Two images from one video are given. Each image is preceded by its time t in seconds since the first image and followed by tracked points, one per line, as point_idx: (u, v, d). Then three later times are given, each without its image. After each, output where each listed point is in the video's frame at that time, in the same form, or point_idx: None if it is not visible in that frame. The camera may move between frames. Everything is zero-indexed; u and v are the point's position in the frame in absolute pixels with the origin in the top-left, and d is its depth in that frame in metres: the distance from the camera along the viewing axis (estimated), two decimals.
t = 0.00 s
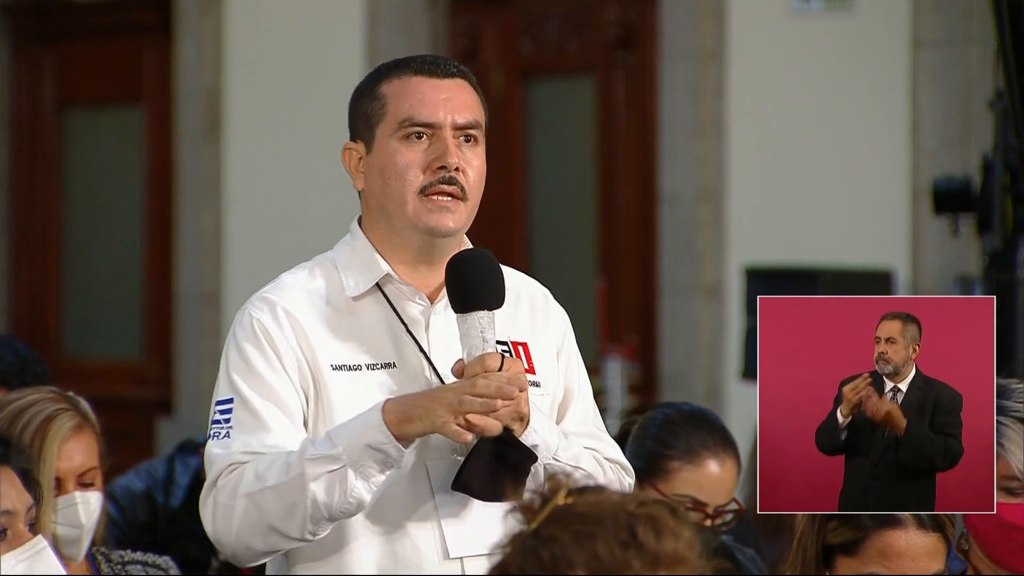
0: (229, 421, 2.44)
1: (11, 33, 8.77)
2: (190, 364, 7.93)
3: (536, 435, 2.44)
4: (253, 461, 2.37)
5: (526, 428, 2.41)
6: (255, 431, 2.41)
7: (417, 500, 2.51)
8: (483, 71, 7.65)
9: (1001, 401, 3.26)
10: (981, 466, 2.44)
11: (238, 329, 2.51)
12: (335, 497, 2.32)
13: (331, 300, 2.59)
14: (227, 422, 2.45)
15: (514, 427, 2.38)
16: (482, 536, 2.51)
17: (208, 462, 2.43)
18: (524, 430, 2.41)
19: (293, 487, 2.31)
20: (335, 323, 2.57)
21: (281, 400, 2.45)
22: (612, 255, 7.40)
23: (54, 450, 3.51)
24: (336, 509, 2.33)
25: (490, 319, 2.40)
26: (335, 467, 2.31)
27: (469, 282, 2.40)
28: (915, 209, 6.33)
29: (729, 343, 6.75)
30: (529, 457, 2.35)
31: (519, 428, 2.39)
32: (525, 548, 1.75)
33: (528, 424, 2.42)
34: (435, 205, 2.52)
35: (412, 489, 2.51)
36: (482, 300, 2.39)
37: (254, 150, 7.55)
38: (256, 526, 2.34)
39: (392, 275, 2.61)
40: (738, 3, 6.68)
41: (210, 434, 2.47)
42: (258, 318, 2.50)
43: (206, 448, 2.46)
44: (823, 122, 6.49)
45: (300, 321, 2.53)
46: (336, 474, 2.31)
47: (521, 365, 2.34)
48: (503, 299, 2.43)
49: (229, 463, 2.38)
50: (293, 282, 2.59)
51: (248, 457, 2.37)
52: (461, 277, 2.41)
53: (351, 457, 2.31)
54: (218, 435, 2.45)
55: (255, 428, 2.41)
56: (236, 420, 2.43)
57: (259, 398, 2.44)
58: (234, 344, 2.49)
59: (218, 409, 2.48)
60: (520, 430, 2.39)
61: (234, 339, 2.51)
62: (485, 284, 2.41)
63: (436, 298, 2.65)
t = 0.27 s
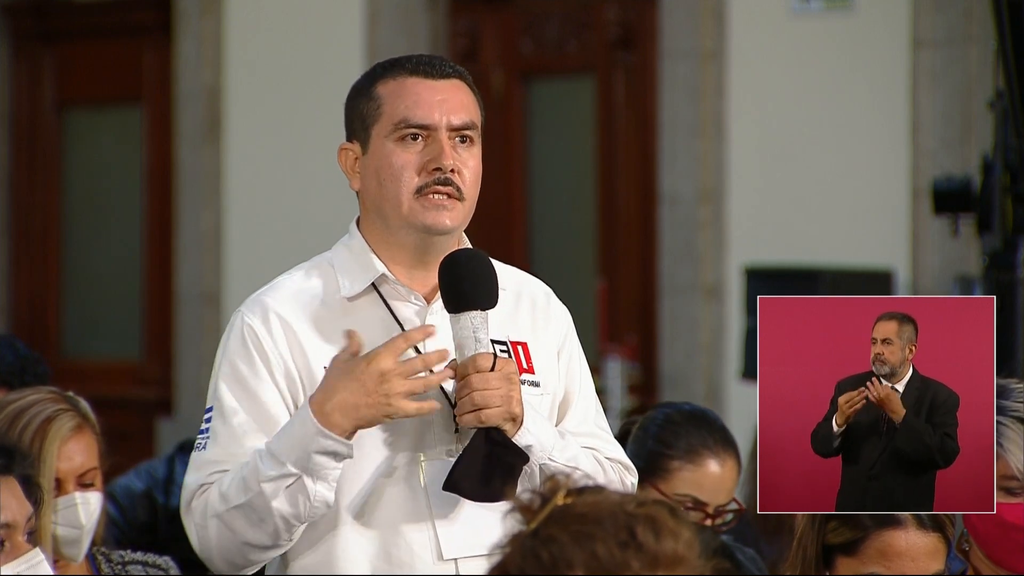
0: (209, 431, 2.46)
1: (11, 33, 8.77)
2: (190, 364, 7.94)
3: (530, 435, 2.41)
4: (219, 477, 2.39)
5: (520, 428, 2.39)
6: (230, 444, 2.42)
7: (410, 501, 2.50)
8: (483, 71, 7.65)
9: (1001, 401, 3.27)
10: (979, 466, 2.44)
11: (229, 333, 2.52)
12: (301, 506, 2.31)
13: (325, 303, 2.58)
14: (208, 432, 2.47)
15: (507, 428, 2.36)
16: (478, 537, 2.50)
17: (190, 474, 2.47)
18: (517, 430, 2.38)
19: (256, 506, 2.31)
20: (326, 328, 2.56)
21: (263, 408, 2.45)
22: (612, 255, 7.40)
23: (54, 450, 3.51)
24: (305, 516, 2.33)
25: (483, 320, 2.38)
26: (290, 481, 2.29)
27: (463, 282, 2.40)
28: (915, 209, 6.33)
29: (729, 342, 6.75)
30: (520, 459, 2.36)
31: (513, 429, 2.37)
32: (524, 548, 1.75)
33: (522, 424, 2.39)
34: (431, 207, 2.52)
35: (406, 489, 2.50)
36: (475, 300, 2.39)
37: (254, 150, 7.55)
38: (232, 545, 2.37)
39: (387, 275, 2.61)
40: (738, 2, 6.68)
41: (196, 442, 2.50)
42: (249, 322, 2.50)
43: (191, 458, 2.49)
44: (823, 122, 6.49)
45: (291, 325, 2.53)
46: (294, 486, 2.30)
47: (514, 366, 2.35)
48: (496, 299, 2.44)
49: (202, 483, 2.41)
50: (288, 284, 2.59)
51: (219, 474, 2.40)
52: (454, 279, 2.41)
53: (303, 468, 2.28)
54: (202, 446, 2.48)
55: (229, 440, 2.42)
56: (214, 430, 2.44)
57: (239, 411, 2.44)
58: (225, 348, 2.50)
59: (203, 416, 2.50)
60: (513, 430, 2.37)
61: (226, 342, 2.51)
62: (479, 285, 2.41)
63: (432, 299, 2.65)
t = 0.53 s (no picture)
0: (193, 436, 2.49)
1: (11, 33, 8.78)
2: (190, 364, 7.93)
3: (524, 437, 2.42)
4: (208, 493, 2.42)
5: (513, 428, 2.39)
6: (212, 453, 2.45)
7: (405, 502, 2.49)
8: (483, 71, 7.65)
9: (1000, 401, 3.27)
10: (978, 465, 2.44)
11: (226, 335, 2.53)
12: (295, 555, 2.41)
13: (321, 307, 2.57)
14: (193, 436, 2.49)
15: (500, 428, 2.36)
16: (472, 540, 2.50)
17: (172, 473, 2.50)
18: (510, 431, 2.38)
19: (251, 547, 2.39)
20: (319, 332, 2.55)
21: (248, 417, 2.46)
22: (612, 255, 7.40)
23: (54, 451, 3.51)
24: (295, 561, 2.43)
25: (477, 319, 2.39)
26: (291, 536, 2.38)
27: (453, 284, 2.39)
28: (915, 209, 6.33)
29: (729, 342, 6.75)
30: (514, 458, 2.37)
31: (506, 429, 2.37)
32: (524, 548, 1.75)
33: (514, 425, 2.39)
34: (433, 208, 2.52)
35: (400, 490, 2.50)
36: (468, 299, 2.39)
37: (254, 150, 7.55)
38: (211, 561, 2.46)
39: (385, 276, 2.60)
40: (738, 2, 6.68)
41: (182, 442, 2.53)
42: (245, 326, 2.51)
43: (176, 457, 2.52)
44: (823, 122, 6.49)
45: (288, 330, 2.53)
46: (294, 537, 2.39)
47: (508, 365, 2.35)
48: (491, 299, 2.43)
49: (182, 493, 2.44)
50: (287, 286, 2.60)
51: (201, 489, 2.43)
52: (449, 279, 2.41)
53: (306, 526, 2.36)
54: (185, 448, 2.51)
55: (211, 451, 2.45)
56: (198, 437, 2.47)
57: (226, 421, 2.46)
58: (219, 350, 2.51)
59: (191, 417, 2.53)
60: (506, 430, 2.37)
61: (221, 344, 2.52)
62: (469, 286, 2.40)
63: (430, 300, 2.64)
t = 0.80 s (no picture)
0: (194, 438, 2.50)
1: (11, 33, 8.78)
2: (190, 363, 7.94)
3: (521, 438, 2.41)
4: (209, 498, 2.44)
5: (509, 432, 2.39)
6: (212, 456, 2.46)
7: (402, 504, 2.49)
8: (483, 71, 7.65)
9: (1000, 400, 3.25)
10: (978, 464, 2.43)
11: (224, 336, 2.52)
12: (294, 560, 2.43)
13: (318, 308, 2.57)
14: (194, 438, 2.50)
15: (496, 431, 2.36)
16: (470, 542, 2.50)
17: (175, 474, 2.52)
18: (507, 435, 2.38)
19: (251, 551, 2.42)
20: (316, 332, 2.54)
21: (248, 420, 2.47)
22: (612, 254, 7.40)
23: (54, 452, 3.51)
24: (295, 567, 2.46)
25: (475, 323, 2.39)
26: (290, 542, 2.40)
27: (451, 286, 2.40)
28: (915, 209, 6.33)
29: (729, 342, 6.75)
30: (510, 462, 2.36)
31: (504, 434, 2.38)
32: (526, 547, 1.75)
33: (512, 428, 2.39)
34: (434, 210, 2.52)
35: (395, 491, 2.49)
36: (465, 302, 2.39)
37: (254, 150, 7.55)
38: (211, 563, 2.49)
39: (383, 277, 2.60)
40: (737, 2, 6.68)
41: (184, 443, 2.54)
42: (242, 328, 2.51)
43: (178, 458, 2.54)
44: (823, 122, 6.49)
45: (286, 332, 2.53)
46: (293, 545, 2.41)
47: (505, 368, 2.35)
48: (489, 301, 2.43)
49: (183, 497, 2.46)
50: (286, 287, 2.60)
51: (202, 493, 2.45)
52: (448, 280, 2.41)
53: (304, 535, 2.39)
54: (187, 449, 2.52)
55: (210, 455, 2.46)
56: (198, 440, 2.48)
57: (225, 424, 2.47)
58: (217, 352, 2.51)
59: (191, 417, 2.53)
60: (503, 434, 2.37)
61: (220, 345, 2.52)
62: (466, 287, 2.40)
63: (429, 301, 2.63)
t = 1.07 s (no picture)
0: (196, 437, 2.50)
1: (11, 33, 8.78)
2: (190, 363, 7.94)
3: (522, 438, 2.41)
4: (210, 509, 2.44)
5: (509, 431, 2.39)
6: (213, 455, 2.46)
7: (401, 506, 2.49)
8: (483, 71, 7.65)
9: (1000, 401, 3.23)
10: (979, 462, 2.43)
11: (225, 336, 2.53)
12: None
13: (320, 307, 2.58)
14: (196, 437, 2.50)
15: (496, 431, 2.36)
16: (472, 542, 2.50)
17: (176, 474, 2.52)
18: (507, 434, 2.39)
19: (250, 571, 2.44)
20: (318, 331, 2.55)
21: (249, 420, 2.47)
22: (612, 254, 7.40)
23: (54, 451, 3.51)
24: None
25: (473, 323, 2.39)
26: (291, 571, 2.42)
27: (451, 285, 2.40)
28: (915, 209, 6.33)
29: (729, 342, 6.75)
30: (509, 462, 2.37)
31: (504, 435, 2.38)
32: (532, 549, 1.74)
33: (512, 428, 2.39)
34: (433, 208, 2.52)
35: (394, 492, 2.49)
36: (464, 301, 2.39)
37: (254, 150, 7.55)
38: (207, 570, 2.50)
39: (385, 277, 2.60)
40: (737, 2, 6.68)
41: (186, 442, 2.54)
42: (244, 327, 2.51)
43: (180, 457, 2.53)
44: (824, 122, 6.49)
45: (287, 332, 2.53)
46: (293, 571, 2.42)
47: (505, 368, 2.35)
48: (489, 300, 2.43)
49: (185, 499, 2.46)
50: (287, 288, 2.60)
51: (203, 496, 2.44)
52: (447, 278, 2.41)
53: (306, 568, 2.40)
54: (187, 449, 2.52)
55: (211, 454, 2.46)
56: (200, 439, 2.48)
57: (227, 424, 2.47)
58: (219, 351, 2.51)
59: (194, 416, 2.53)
60: (503, 434, 2.38)
61: (221, 344, 2.52)
62: (465, 286, 2.40)
63: (430, 301, 2.62)
